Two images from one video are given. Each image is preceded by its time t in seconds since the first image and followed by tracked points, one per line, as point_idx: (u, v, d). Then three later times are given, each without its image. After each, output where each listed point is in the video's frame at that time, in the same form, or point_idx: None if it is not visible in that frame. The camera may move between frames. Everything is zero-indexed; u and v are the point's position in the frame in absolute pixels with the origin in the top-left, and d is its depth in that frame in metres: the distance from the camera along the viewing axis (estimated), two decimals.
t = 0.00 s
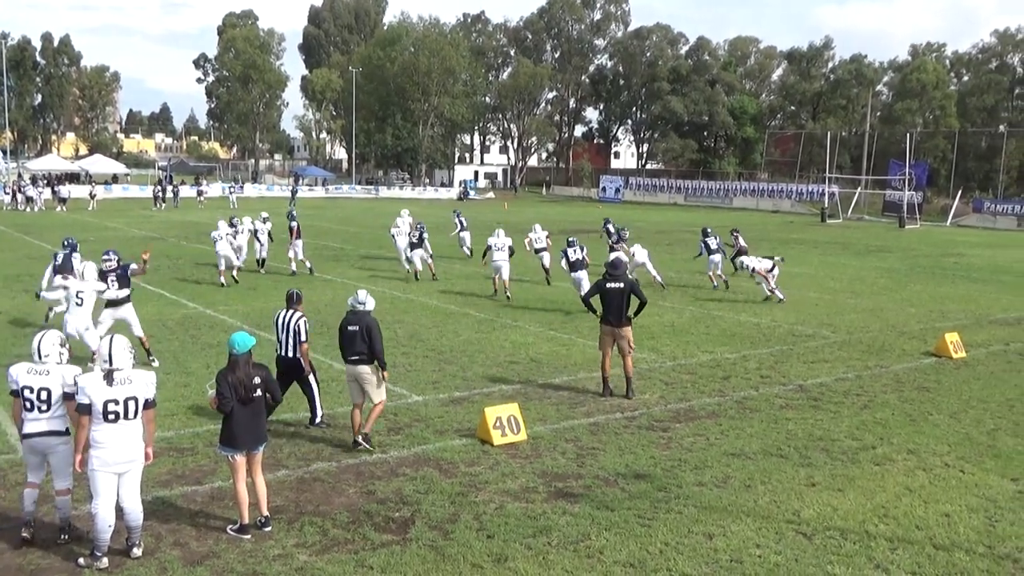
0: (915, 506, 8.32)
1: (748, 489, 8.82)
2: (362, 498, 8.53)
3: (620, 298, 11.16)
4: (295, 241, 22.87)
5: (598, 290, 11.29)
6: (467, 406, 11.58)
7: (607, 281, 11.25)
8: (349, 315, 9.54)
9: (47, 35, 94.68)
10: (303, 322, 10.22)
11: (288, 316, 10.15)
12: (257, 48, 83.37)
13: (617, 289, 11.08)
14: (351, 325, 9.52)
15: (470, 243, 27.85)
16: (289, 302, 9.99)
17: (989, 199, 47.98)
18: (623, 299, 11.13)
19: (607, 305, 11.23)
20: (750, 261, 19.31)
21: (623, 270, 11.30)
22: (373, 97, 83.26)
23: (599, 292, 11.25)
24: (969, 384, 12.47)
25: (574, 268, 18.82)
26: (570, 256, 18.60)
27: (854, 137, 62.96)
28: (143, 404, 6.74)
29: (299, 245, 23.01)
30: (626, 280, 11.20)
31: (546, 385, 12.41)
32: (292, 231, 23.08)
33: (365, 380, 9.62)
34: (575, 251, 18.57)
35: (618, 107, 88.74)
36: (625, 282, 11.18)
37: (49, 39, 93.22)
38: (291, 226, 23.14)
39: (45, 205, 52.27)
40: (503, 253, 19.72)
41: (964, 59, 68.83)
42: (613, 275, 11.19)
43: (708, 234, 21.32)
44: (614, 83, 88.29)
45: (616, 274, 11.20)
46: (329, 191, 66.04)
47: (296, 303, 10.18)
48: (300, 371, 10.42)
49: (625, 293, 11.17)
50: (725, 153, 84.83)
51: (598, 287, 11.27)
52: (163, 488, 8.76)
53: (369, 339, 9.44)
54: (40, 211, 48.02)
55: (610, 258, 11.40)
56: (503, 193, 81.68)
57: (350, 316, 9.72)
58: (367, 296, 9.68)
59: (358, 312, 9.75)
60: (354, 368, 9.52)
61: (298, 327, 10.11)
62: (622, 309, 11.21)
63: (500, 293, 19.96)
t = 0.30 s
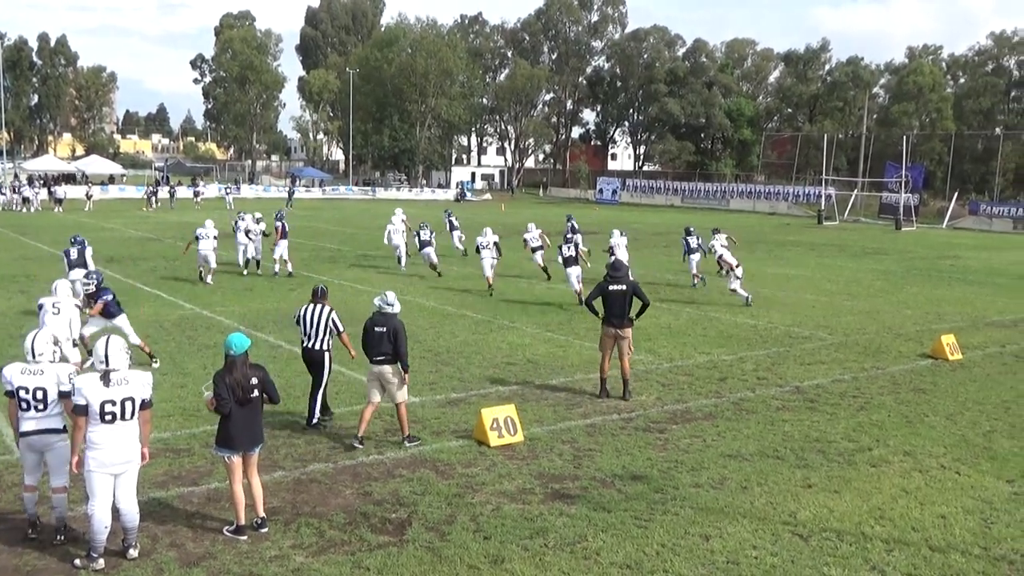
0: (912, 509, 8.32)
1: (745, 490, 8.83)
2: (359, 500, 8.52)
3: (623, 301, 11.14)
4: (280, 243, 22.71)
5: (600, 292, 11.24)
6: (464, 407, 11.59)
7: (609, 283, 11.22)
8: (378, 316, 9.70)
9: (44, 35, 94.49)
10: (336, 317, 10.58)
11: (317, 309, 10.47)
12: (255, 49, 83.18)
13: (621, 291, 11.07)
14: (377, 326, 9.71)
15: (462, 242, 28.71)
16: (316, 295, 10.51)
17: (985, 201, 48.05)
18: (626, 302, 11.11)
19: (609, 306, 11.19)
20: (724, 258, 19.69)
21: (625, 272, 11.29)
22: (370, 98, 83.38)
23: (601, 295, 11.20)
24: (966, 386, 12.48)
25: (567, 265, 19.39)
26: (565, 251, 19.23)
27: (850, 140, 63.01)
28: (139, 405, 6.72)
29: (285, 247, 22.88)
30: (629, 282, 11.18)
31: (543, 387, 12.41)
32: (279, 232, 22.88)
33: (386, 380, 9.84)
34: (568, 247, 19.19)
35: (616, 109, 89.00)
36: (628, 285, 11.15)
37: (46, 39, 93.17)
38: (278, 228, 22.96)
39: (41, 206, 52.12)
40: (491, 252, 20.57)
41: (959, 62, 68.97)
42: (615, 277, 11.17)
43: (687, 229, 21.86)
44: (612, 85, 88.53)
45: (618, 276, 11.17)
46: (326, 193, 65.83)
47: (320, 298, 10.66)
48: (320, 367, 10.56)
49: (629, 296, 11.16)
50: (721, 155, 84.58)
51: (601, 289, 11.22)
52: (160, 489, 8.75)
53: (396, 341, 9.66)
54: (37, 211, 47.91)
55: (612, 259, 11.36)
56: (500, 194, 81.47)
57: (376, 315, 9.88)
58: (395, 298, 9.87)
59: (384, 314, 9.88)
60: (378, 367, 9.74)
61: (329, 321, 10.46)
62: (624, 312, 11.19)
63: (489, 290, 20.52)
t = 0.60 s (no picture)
0: (912, 510, 8.31)
1: (744, 492, 8.83)
2: (359, 501, 8.52)
3: (625, 301, 11.29)
4: (268, 243, 22.33)
5: (603, 293, 11.38)
6: (464, 409, 11.61)
7: (611, 285, 11.39)
8: (406, 312, 10.33)
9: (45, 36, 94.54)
10: (359, 316, 11.07)
11: (341, 308, 10.95)
12: (255, 50, 83.13)
13: (623, 291, 11.23)
14: (404, 321, 10.26)
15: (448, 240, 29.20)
16: (341, 295, 10.95)
17: (984, 203, 48.03)
18: (628, 302, 11.27)
19: (612, 307, 11.32)
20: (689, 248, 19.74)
21: (628, 274, 11.47)
22: (371, 100, 83.32)
23: (604, 296, 11.35)
24: (966, 388, 12.47)
25: (556, 258, 20.44)
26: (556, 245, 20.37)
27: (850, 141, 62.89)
28: (139, 405, 6.73)
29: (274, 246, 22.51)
30: (631, 284, 11.35)
31: (543, 388, 12.41)
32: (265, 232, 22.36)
33: (409, 376, 10.23)
34: (557, 242, 20.38)
35: (616, 110, 88.26)
36: (630, 286, 11.32)
37: (46, 40, 93.34)
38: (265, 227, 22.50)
39: (40, 206, 52.07)
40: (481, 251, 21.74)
41: (959, 64, 69.00)
42: (618, 278, 11.34)
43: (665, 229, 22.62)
44: (612, 86, 88.14)
45: (620, 278, 11.35)
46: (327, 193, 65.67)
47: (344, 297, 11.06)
48: (344, 362, 11.03)
49: (631, 296, 11.32)
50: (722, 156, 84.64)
51: (603, 290, 11.38)
52: (160, 490, 8.76)
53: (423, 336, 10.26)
54: (37, 212, 47.82)
55: (615, 263, 11.55)
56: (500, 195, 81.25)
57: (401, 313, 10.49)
58: (418, 296, 10.50)
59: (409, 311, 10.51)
60: (404, 363, 10.17)
61: (353, 319, 10.93)
62: (626, 312, 11.31)
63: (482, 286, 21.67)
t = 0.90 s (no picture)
0: (925, 517, 8.07)
1: (754, 499, 8.58)
2: (361, 508, 8.29)
3: (631, 305, 11.13)
4: (266, 245, 22.23)
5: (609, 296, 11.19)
6: (467, 415, 11.41)
7: (618, 288, 11.17)
8: (413, 317, 10.64)
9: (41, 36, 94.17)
10: (379, 316, 11.41)
11: (362, 310, 11.30)
12: (254, 50, 83.16)
13: (626, 295, 11.08)
14: (415, 325, 10.59)
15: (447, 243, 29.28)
16: (365, 297, 11.26)
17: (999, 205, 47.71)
18: (632, 305, 11.13)
19: (618, 311, 11.16)
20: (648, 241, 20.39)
21: (635, 277, 11.25)
22: (371, 99, 83.09)
23: (610, 300, 11.18)
24: (981, 392, 12.22)
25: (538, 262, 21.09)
26: (537, 249, 21.04)
27: (861, 140, 62.80)
28: (138, 411, 6.53)
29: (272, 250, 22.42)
30: (637, 287, 11.17)
31: (548, 394, 12.15)
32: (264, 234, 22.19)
33: (429, 377, 10.63)
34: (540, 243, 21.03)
35: (621, 110, 88.58)
36: (636, 289, 11.14)
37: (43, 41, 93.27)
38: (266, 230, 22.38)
39: (39, 210, 51.78)
40: (468, 249, 22.32)
41: (972, 63, 68.53)
42: (623, 281, 11.15)
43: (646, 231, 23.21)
44: (616, 86, 88.41)
45: (626, 281, 11.15)
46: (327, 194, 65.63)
47: (367, 298, 11.36)
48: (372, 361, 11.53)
49: (637, 300, 11.17)
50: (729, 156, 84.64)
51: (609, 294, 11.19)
52: (157, 498, 8.52)
53: (435, 338, 10.62)
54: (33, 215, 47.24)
55: (622, 264, 11.34)
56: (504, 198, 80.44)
57: (409, 316, 10.78)
58: (422, 298, 10.78)
59: (416, 314, 10.79)
60: (422, 365, 10.56)
61: (375, 321, 11.31)
62: (630, 316, 11.13)
63: (469, 284, 22.46)
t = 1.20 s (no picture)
0: None
1: (848, 560, 6.79)
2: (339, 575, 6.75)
3: (689, 311, 8.56)
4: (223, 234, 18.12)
5: (659, 300, 8.62)
6: (476, 454, 8.99)
7: (671, 290, 8.61)
8: (418, 325, 8.30)
9: None
10: (396, 323, 8.93)
11: (373, 315, 8.81)
12: None
13: (683, 300, 8.54)
14: (423, 336, 8.25)
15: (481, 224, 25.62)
16: (375, 300, 8.69)
17: None
18: (690, 314, 8.55)
19: (672, 319, 8.57)
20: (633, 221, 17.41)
21: (691, 277, 8.69)
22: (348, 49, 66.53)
23: (660, 305, 8.60)
24: None
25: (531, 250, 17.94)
26: (529, 232, 17.99)
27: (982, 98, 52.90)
28: (57, 449, 5.28)
29: (231, 241, 18.12)
30: (696, 289, 8.62)
31: (580, 426, 9.61)
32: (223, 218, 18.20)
33: (435, 405, 8.27)
34: (533, 230, 17.97)
35: (671, 61, 71.00)
36: (694, 292, 8.59)
37: None
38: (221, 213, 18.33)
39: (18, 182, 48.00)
40: (454, 234, 19.37)
41: None
42: (678, 283, 8.62)
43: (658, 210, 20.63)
44: (665, 29, 70.86)
45: (681, 282, 8.62)
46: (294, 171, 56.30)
47: (379, 301, 8.75)
48: (385, 379, 9.01)
49: (696, 305, 8.59)
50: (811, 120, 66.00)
51: (660, 297, 8.61)
52: (77, 561, 7.03)
53: (448, 350, 8.34)
54: None
55: (676, 260, 8.81)
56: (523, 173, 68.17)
57: (411, 324, 8.43)
58: (425, 300, 8.47)
59: (418, 321, 8.44)
60: (433, 386, 8.21)
61: (390, 330, 8.84)
62: (689, 327, 8.55)
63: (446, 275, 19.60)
